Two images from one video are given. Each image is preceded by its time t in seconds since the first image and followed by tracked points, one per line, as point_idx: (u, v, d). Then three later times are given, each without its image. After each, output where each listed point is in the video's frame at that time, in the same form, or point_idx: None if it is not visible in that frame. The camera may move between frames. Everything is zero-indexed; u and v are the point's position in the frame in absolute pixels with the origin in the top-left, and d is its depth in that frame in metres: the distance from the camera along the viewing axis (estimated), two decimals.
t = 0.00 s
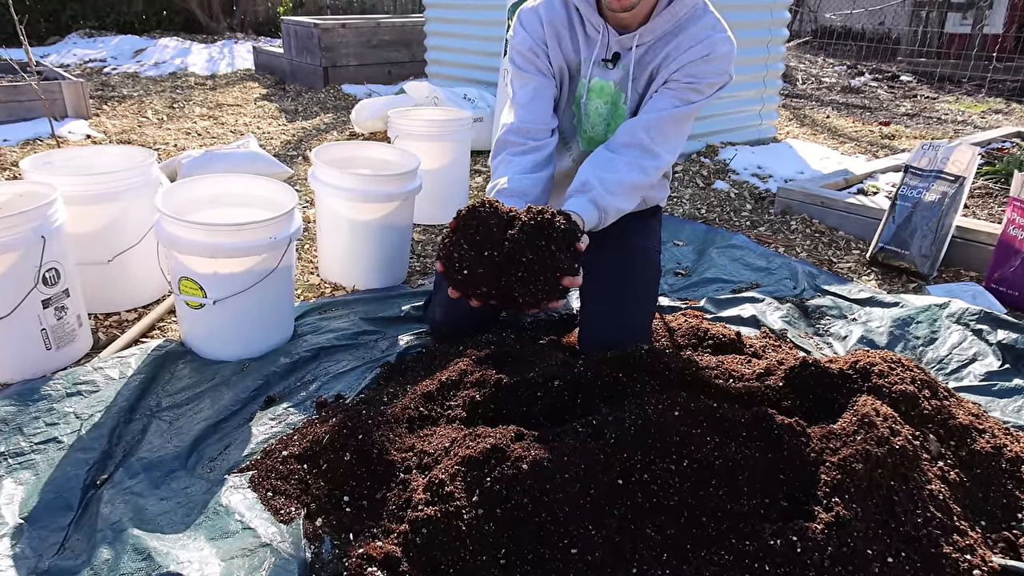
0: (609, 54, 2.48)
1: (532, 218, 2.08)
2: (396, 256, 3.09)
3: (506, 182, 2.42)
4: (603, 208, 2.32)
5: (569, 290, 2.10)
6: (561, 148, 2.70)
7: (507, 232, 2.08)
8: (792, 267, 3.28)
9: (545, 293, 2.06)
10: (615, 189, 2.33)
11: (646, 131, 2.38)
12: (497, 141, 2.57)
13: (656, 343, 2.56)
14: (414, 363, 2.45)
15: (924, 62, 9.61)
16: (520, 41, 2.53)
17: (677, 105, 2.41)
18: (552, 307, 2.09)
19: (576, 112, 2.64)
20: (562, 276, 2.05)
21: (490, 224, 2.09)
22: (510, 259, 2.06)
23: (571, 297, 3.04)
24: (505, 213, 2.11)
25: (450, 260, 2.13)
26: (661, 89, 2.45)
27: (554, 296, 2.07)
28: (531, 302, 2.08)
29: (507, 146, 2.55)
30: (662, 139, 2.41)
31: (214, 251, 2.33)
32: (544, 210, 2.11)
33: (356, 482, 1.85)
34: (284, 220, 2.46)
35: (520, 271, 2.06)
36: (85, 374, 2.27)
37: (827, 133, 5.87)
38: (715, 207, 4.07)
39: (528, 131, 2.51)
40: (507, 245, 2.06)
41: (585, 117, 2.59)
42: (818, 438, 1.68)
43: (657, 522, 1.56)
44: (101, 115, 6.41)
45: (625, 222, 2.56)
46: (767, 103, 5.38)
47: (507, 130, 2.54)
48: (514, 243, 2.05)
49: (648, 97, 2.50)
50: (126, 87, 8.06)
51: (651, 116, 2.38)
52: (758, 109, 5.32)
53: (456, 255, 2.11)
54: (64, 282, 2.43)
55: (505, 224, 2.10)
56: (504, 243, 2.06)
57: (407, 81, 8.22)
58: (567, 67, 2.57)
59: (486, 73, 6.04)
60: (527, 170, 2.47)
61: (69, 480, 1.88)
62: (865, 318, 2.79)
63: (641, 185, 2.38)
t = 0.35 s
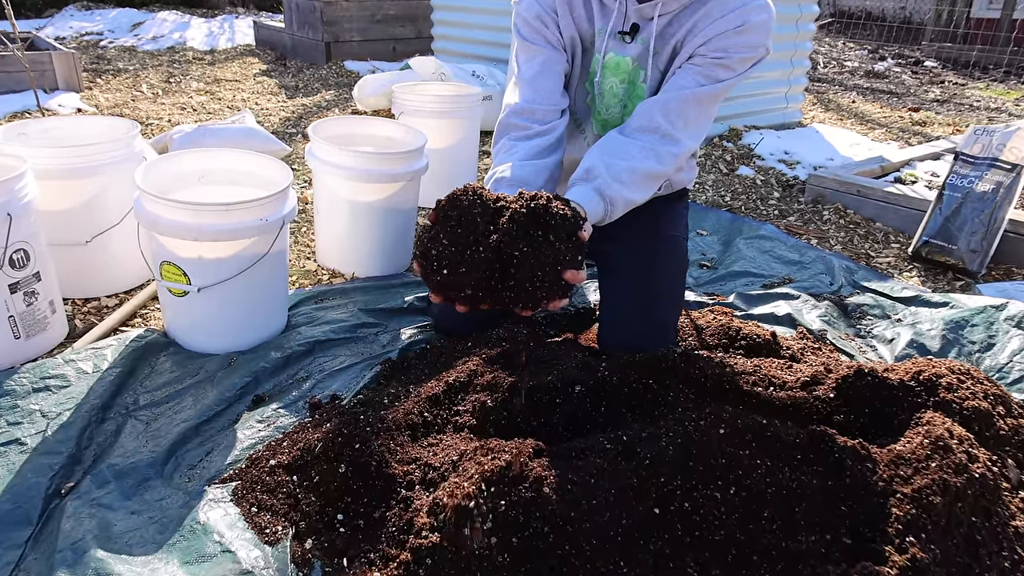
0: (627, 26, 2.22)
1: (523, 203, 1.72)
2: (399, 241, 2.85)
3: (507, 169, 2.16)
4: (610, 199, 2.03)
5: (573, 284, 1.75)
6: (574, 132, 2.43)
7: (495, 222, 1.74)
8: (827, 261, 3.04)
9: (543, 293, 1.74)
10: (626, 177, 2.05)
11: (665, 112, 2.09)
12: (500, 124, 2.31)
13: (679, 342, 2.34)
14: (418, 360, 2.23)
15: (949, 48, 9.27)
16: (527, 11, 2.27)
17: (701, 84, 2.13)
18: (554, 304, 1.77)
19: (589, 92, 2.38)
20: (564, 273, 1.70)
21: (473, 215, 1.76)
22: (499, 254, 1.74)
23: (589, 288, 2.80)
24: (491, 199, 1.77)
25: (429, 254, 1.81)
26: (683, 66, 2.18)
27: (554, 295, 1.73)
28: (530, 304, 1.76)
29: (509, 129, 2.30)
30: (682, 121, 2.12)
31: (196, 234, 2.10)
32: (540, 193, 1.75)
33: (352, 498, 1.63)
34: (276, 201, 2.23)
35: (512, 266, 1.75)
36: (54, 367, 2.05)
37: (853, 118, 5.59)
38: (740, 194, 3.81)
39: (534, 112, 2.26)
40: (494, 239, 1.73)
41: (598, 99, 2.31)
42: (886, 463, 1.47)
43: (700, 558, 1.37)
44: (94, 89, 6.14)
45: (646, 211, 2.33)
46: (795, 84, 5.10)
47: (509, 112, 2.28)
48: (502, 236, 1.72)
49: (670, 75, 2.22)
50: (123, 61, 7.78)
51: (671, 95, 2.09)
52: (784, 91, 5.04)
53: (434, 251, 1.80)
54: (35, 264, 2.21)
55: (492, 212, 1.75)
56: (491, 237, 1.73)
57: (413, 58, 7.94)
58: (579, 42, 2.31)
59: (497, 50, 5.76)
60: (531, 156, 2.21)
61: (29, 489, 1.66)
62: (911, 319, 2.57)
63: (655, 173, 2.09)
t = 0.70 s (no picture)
0: None
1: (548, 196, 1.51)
2: (411, 224, 2.65)
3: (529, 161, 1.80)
4: (643, 196, 1.68)
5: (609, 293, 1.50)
6: (602, 116, 2.07)
7: (516, 220, 1.52)
8: (873, 257, 2.80)
9: (576, 303, 1.46)
10: (661, 170, 1.69)
11: (708, 94, 1.72)
12: (519, 108, 1.96)
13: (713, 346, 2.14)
14: (428, 358, 2.02)
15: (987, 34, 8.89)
16: None
17: (751, 62, 1.76)
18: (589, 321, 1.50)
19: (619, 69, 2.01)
20: (599, 275, 1.45)
21: (491, 211, 1.52)
22: (522, 256, 1.50)
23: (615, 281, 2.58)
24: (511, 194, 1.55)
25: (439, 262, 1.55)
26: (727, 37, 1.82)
27: (589, 304, 1.46)
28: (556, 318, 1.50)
29: (530, 115, 1.95)
30: (729, 105, 1.75)
31: (188, 213, 1.90)
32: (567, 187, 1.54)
33: (350, 517, 1.42)
34: (277, 177, 2.03)
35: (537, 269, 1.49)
36: (30, 354, 1.86)
37: (891, 105, 5.30)
38: (775, 182, 3.56)
39: (560, 95, 1.90)
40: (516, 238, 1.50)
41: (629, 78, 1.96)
42: (976, 506, 1.38)
43: None
44: (100, 59, 5.93)
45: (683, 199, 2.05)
46: (832, 68, 4.84)
47: (530, 94, 1.93)
48: (524, 234, 1.49)
49: (713, 50, 1.85)
50: (131, 31, 7.57)
51: (715, 74, 1.72)
52: (820, 75, 4.77)
53: (445, 256, 1.53)
54: (15, 241, 2.02)
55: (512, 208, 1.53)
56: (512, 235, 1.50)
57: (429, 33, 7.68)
58: (609, 10, 1.93)
59: (517, 25, 5.50)
60: (557, 145, 1.85)
61: None
62: (972, 326, 2.38)
63: (697, 165, 1.73)
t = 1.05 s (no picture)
0: None
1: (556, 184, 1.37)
2: (413, 211, 2.45)
3: (544, 151, 1.62)
4: (666, 193, 1.47)
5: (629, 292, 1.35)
6: (621, 104, 1.90)
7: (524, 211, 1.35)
8: (898, 261, 2.64)
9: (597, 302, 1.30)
10: (687, 165, 1.50)
11: (739, 85, 1.57)
12: (532, 94, 1.78)
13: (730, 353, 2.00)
14: (426, 357, 1.86)
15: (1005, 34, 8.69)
16: None
17: (788, 49, 1.59)
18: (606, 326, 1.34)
19: (642, 54, 1.85)
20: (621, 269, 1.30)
21: (496, 204, 1.36)
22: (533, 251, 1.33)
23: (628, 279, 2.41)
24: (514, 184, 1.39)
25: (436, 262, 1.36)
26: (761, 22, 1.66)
27: (611, 304, 1.30)
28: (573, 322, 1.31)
29: (544, 101, 1.77)
30: (762, 97, 1.59)
31: (162, 194, 1.71)
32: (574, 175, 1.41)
33: (330, 541, 1.26)
34: (264, 157, 1.83)
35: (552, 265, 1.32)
36: None
37: (911, 103, 5.12)
38: (794, 179, 3.40)
39: (577, 78, 1.73)
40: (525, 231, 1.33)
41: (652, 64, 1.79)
42: None
43: None
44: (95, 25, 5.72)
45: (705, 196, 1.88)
46: (856, 61, 4.62)
47: (545, 78, 1.76)
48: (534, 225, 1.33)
49: (746, 35, 1.68)
50: None
51: (748, 62, 1.57)
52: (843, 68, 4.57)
53: (444, 254, 1.35)
54: None
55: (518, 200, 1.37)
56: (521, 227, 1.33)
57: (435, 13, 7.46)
58: None
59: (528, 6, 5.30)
60: (574, 134, 1.67)
61: None
62: (1003, 338, 2.23)
63: (727, 161, 1.55)
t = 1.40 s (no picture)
0: None
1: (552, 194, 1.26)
2: (402, 208, 2.33)
3: (539, 155, 1.51)
4: (671, 205, 1.38)
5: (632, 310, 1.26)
6: (620, 103, 1.79)
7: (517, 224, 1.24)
8: (904, 264, 2.54)
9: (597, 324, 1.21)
10: (692, 173, 1.41)
11: (746, 86, 1.46)
12: (526, 93, 1.66)
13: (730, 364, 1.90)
14: (410, 365, 1.75)
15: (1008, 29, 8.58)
16: None
17: (797, 48, 1.49)
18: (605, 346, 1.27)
19: (642, 50, 1.73)
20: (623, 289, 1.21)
21: (486, 215, 1.24)
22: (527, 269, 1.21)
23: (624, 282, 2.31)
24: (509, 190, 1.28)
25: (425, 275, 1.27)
26: (769, 20, 1.54)
27: (611, 327, 1.22)
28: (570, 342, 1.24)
29: (540, 100, 1.65)
30: (770, 99, 1.48)
31: (129, 189, 1.58)
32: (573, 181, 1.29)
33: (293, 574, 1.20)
34: (241, 151, 1.70)
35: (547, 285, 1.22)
36: None
37: (914, 99, 5.02)
38: (797, 177, 3.29)
39: (574, 77, 1.62)
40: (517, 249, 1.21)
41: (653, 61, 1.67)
42: None
43: None
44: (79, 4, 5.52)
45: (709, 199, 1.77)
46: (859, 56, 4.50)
47: (540, 76, 1.64)
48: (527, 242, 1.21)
49: (752, 32, 1.57)
50: None
51: (755, 62, 1.46)
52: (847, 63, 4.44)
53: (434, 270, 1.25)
54: None
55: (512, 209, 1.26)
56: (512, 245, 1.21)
57: None
58: None
59: None
60: (571, 137, 1.56)
61: None
62: (1015, 348, 2.13)
63: (733, 168, 1.45)
